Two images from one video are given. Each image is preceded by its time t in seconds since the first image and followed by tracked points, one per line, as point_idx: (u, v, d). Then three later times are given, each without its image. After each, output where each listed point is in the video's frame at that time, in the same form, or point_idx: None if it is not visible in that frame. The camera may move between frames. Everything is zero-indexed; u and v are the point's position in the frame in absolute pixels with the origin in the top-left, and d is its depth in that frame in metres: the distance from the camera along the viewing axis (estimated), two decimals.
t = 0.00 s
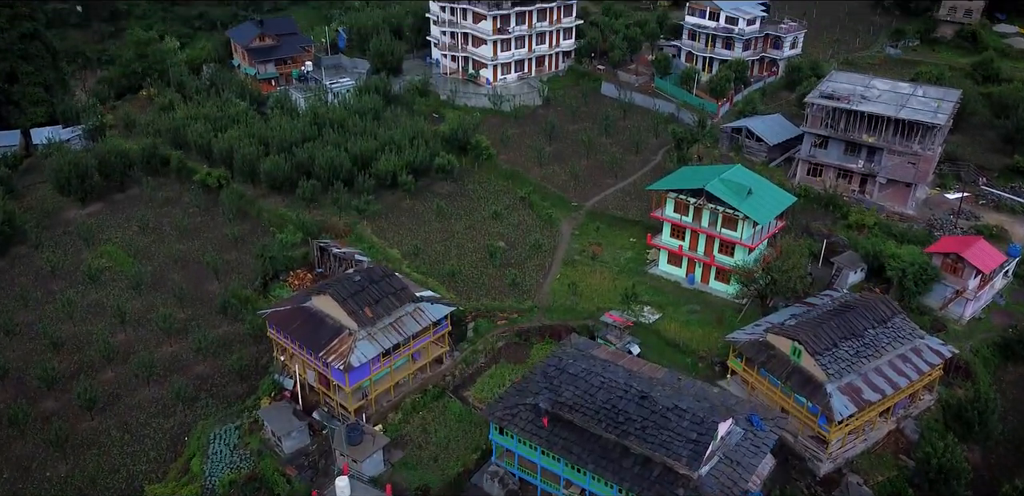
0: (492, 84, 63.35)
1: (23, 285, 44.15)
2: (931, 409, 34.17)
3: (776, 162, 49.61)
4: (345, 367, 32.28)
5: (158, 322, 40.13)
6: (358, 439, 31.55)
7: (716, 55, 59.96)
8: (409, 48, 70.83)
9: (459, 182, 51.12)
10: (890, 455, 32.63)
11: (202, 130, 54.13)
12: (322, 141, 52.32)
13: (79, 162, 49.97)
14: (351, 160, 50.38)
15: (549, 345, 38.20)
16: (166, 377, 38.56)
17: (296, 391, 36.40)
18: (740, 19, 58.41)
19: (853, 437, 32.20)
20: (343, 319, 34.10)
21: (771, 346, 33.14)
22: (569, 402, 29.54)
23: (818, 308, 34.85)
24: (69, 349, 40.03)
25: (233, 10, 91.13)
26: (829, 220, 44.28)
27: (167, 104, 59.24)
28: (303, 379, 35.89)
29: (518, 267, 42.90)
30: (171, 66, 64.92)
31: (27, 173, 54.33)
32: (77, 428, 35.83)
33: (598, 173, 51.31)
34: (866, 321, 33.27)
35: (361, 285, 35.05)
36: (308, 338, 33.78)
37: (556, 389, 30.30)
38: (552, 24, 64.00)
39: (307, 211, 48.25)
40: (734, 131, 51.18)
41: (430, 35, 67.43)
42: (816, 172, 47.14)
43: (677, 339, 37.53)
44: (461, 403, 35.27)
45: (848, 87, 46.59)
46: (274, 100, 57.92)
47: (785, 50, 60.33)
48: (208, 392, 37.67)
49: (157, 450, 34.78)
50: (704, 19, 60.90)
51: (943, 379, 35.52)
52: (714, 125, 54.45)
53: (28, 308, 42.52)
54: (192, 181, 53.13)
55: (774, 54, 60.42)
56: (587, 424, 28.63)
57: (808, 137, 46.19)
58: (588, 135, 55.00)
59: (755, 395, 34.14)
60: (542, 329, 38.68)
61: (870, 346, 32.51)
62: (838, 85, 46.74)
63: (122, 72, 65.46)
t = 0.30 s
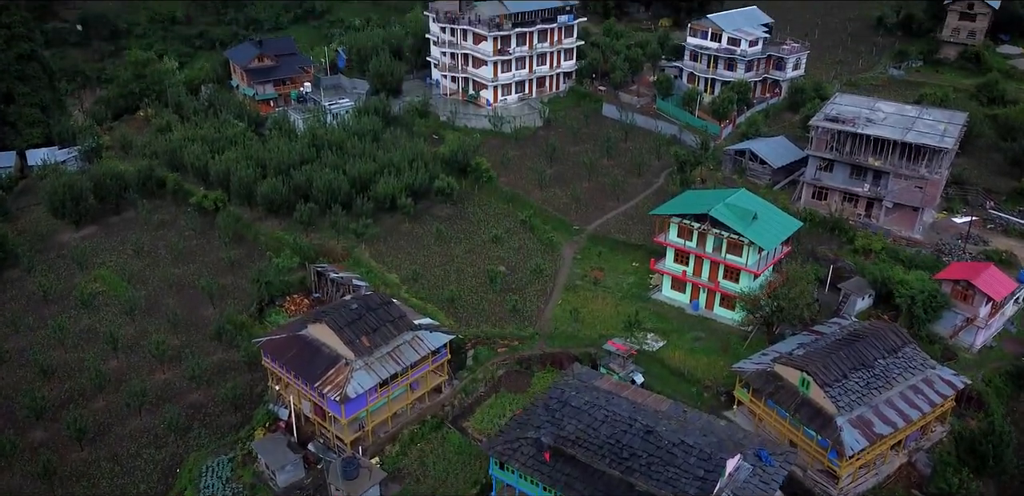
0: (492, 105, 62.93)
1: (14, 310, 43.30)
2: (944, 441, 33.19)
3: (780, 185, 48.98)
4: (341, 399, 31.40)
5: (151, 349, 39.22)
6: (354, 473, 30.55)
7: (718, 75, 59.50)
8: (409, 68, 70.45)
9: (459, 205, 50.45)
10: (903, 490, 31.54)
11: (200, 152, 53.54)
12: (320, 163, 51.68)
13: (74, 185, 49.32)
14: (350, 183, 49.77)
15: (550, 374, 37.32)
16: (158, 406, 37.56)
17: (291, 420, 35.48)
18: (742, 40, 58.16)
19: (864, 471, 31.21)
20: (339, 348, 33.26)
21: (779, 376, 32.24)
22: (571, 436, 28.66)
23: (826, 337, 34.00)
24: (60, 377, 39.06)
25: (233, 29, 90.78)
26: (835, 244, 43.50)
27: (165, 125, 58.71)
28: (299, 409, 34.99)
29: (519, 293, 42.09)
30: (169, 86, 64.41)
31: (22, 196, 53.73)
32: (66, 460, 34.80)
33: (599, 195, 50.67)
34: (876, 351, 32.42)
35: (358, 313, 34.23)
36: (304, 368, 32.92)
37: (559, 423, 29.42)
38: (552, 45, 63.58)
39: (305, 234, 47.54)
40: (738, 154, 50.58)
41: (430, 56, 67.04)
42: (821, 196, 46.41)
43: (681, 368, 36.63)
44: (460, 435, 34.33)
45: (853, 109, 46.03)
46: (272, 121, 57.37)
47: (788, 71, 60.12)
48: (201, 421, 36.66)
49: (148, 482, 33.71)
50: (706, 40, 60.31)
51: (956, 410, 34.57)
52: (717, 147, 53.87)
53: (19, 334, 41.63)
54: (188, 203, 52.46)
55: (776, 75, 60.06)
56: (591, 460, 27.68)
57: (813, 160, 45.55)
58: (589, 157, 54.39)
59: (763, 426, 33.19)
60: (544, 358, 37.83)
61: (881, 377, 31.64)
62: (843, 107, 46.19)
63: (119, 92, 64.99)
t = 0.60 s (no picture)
0: (492, 127, 62.42)
1: (4, 337, 42.32)
2: (958, 476, 32.15)
3: (785, 210, 48.25)
4: (336, 433, 30.46)
5: (143, 378, 38.15)
6: None
7: (721, 98, 59.11)
8: (409, 90, 69.94)
9: (459, 229, 49.67)
10: None
11: (196, 175, 52.88)
12: (318, 187, 50.96)
13: (68, 208, 48.56)
14: (349, 207, 49.07)
15: (551, 405, 36.31)
16: (150, 437, 36.27)
17: (285, 452, 34.77)
18: (745, 62, 57.64)
19: None
20: (335, 380, 32.34)
21: (788, 409, 31.29)
22: (575, 474, 27.65)
23: (836, 369, 33.08)
24: (48, 407, 37.95)
25: (234, 49, 90.45)
26: (842, 271, 42.60)
27: (162, 148, 58.10)
28: (293, 442, 34.03)
29: (520, 321, 41.16)
30: (167, 108, 63.88)
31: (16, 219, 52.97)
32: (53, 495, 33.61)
33: (602, 219, 49.92)
34: (888, 384, 31.51)
35: (355, 344, 33.29)
36: (299, 401, 31.96)
37: (562, 460, 28.40)
38: (553, 67, 63.11)
39: (302, 259, 46.73)
40: (741, 178, 49.90)
41: (430, 78, 66.61)
42: (827, 220, 45.52)
43: (687, 399, 35.66)
44: (459, 470, 33.27)
45: (859, 133, 45.37)
46: (271, 144, 56.72)
47: (791, 94, 59.49)
48: (193, 454, 35.27)
49: None
50: (708, 62, 59.87)
51: (969, 443, 33.52)
52: (721, 170, 53.20)
53: (8, 363, 40.62)
54: (184, 227, 51.68)
55: (779, 98, 59.49)
56: None
57: (818, 185, 44.84)
58: (591, 181, 53.66)
59: (771, 461, 32.19)
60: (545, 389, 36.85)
61: (893, 411, 30.72)
62: (848, 131, 45.53)
63: (117, 113, 64.42)
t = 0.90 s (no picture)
0: (492, 148, 61.93)
1: None
2: None
3: (790, 232, 47.49)
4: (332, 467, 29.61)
5: (135, 407, 37.13)
6: None
7: (724, 118, 58.58)
8: (409, 110, 69.47)
9: (460, 252, 48.94)
10: None
11: (192, 197, 52.21)
12: (317, 209, 50.29)
13: (62, 231, 47.64)
14: (347, 230, 48.39)
15: (554, 435, 35.49)
16: (141, 469, 35.09)
17: (280, 485, 33.68)
18: (748, 83, 57.18)
19: None
20: (332, 412, 31.43)
21: (799, 442, 30.31)
22: None
23: (847, 400, 32.18)
24: (38, 436, 36.90)
25: (233, 69, 90.08)
26: (849, 295, 41.76)
27: (159, 169, 57.54)
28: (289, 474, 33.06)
29: (521, 347, 40.27)
30: (165, 128, 63.31)
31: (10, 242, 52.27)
32: None
33: (605, 242, 49.21)
34: (901, 415, 30.63)
35: (353, 374, 32.39)
36: (294, 433, 31.05)
37: None
38: (554, 87, 62.62)
39: (300, 284, 46.00)
40: (746, 200, 49.18)
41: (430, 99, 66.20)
42: (833, 244, 44.77)
43: (693, 430, 34.70)
44: None
45: (866, 156, 44.69)
46: (269, 165, 56.14)
47: (795, 114, 58.97)
48: (187, 486, 34.07)
49: None
50: (711, 83, 59.32)
51: (985, 476, 32.39)
52: (725, 192, 52.53)
53: None
54: (180, 250, 50.96)
55: (783, 118, 58.99)
56: None
57: (824, 208, 44.17)
58: (593, 203, 52.98)
59: None
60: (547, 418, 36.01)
61: (907, 444, 29.81)
62: (854, 154, 44.87)
63: (114, 134, 63.95)
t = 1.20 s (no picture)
0: (493, 168, 61.38)
1: None
2: None
3: (796, 254, 46.83)
4: None
5: (127, 435, 36.22)
6: None
7: (726, 138, 58.01)
8: (409, 129, 68.99)
9: (460, 275, 48.22)
10: None
11: (189, 218, 51.56)
12: (315, 230, 49.63)
13: (56, 253, 47.05)
14: (346, 252, 47.71)
15: (556, 464, 34.43)
16: None
17: None
18: (750, 102, 56.63)
19: None
20: (328, 443, 30.53)
21: (809, 474, 29.27)
22: None
23: (857, 430, 31.26)
24: (28, 465, 35.93)
25: (233, 88, 89.73)
26: (857, 319, 40.97)
27: (156, 190, 56.93)
28: None
29: (523, 373, 39.45)
30: (162, 148, 62.76)
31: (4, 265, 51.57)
32: None
33: (607, 263, 48.49)
34: (914, 446, 29.75)
35: (349, 403, 31.52)
36: (289, 464, 30.14)
37: None
38: (555, 106, 62.04)
39: (297, 307, 45.27)
40: (750, 221, 48.46)
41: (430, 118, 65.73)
42: (840, 266, 43.99)
43: (700, 459, 33.78)
44: None
45: (872, 177, 44.04)
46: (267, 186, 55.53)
47: (798, 133, 58.43)
48: None
49: None
50: (713, 101, 58.70)
51: None
52: (728, 212, 51.85)
53: None
54: (177, 272, 50.23)
55: (786, 137, 58.35)
56: None
57: (830, 230, 43.45)
58: (595, 224, 52.32)
59: None
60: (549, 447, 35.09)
61: (921, 476, 28.89)
62: (860, 174, 44.23)
63: (111, 155, 63.41)
